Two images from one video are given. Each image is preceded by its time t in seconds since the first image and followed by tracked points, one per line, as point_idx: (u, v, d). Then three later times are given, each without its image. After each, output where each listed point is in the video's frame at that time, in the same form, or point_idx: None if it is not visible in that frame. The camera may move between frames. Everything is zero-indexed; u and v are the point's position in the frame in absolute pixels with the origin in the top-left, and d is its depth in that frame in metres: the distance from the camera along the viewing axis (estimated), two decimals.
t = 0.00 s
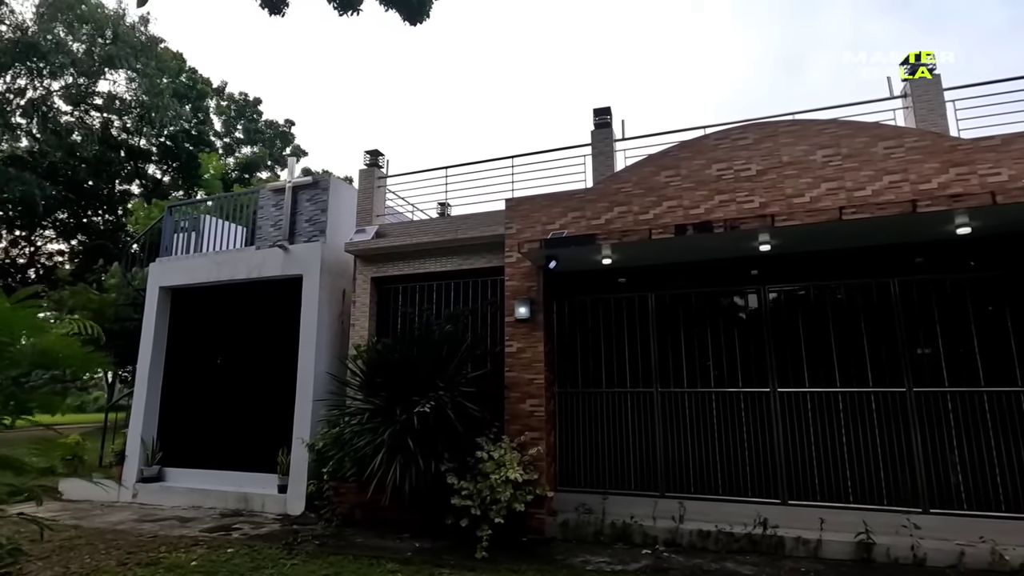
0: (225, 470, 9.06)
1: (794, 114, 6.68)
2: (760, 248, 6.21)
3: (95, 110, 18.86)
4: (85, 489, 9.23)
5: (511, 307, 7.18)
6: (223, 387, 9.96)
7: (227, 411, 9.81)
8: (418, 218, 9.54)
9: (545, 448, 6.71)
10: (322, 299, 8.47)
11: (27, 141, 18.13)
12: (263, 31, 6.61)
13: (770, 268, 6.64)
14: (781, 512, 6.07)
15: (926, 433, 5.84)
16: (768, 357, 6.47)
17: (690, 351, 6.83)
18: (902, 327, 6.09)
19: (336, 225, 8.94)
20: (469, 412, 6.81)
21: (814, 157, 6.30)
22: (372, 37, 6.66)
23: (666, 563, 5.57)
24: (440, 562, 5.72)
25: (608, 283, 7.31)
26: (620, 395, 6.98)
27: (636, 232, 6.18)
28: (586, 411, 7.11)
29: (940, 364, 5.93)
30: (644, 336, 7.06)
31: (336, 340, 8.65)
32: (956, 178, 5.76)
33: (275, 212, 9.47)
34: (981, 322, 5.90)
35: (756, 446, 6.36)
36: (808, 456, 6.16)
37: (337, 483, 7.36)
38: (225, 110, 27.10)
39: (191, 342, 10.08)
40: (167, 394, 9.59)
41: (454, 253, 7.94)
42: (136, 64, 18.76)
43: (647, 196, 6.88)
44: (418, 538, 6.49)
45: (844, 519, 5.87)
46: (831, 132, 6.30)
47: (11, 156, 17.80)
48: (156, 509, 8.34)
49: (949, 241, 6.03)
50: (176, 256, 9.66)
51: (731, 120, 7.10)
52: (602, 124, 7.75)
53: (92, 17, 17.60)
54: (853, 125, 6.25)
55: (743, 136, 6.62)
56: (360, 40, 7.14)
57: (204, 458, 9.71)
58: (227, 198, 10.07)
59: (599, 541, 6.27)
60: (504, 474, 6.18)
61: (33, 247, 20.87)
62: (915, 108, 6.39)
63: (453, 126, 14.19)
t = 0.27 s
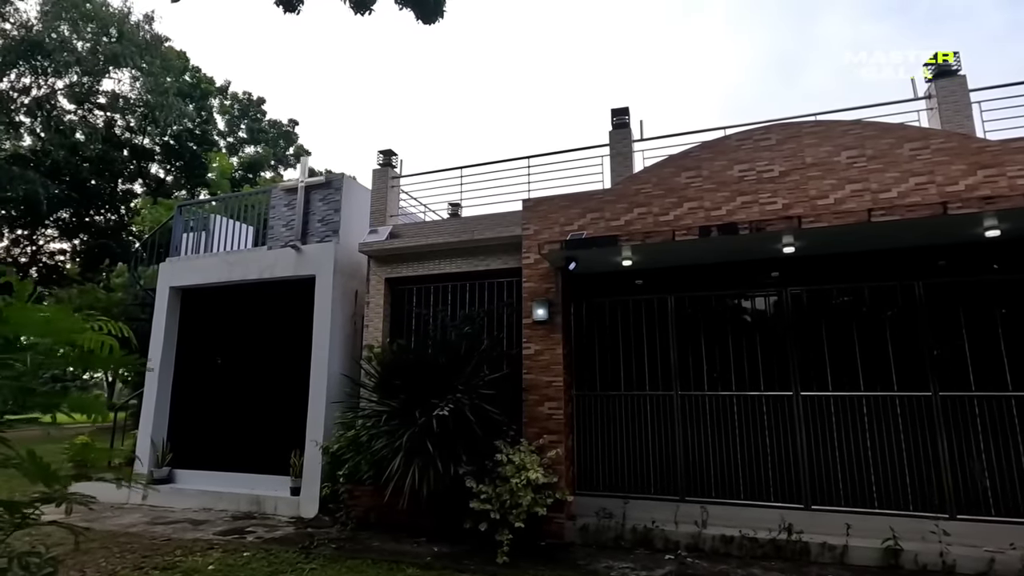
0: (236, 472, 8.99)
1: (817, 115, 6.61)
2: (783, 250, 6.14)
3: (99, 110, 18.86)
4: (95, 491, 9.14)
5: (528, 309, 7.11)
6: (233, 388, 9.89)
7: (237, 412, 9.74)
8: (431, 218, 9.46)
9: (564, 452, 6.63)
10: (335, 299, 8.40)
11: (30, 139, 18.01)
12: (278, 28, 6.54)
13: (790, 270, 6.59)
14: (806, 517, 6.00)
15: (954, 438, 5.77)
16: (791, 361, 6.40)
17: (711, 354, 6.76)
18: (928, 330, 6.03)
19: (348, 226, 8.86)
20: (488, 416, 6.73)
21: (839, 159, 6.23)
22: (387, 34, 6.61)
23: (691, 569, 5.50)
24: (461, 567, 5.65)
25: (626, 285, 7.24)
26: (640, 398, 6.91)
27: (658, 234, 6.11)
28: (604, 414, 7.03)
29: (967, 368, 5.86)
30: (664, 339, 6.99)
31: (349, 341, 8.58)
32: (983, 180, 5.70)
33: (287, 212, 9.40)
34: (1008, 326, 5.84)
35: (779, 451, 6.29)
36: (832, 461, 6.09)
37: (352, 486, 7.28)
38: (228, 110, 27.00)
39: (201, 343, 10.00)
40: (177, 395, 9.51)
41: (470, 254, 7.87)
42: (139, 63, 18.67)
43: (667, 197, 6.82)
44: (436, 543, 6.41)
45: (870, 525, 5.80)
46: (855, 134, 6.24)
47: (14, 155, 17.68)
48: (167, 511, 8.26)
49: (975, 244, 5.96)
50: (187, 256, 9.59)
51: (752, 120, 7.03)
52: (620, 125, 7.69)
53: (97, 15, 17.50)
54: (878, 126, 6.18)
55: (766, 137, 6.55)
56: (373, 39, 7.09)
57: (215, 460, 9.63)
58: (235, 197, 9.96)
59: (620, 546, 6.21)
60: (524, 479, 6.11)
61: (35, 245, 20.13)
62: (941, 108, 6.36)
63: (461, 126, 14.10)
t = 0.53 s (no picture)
0: (251, 470, 8.98)
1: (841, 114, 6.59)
2: (808, 249, 6.12)
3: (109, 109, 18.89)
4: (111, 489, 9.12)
5: (549, 308, 7.10)
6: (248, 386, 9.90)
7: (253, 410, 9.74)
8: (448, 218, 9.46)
9: (586, 451, 6.61)
10: (352, 297, 8.39)
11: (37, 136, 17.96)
12: (296, 25, 6.55)
13: (812, 270, 6.58)
14: (831, 517, 5.97)
15: (981, 439, 5.73)
16: (815, 361, 6.38)
17: (733, 354, 6.74)
18: (954, 331, 6.00)
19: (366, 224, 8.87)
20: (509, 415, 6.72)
21: (865, 158, 6.21)
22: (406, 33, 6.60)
23: (718, 568, 5.49)
24: (486, 566, 5.64)
25: (647, 285, 7.23)
26: (661, 398, 6.88)
27: (683, 233, 6.10)
28: (626, 414, 7.00)
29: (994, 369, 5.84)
30: (685, 338, 6.97)
31: (366, 339, 8.58)
32: (1012, 180, 5.67)
33: (303, 211, 9.41)
34: None
35: (803, 451, 6.27)
36: (856, 462, 6.07)
37: (371, 484, 7.26)
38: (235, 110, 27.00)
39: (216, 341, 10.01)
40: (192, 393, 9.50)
41: (489, 253, 7.87)
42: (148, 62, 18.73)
43: (690, 196, 6.80)
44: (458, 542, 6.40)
45: (898, 526, 5.76)
46: (882, 133, 6.21)
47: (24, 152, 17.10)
48: (185, 509, 8.26)
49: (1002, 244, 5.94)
50: (202, 254, 9.59)
51: (775, 120, 7.02)
52: (641, 125, 7.68)
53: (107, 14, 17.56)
54: (905, 126, 6.16)
55: (791, 136, 6.54)
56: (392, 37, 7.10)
57: (230, 457, 9.66)
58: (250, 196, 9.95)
59: (643, 546, 6.21)
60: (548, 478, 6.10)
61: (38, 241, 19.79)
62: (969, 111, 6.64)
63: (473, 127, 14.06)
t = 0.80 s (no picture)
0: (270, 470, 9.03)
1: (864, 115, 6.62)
2: (832, 250, 6.15)
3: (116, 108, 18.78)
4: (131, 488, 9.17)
5: (571, 308, 7.15)
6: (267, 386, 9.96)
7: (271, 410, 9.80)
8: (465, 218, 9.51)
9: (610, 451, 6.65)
10: (372, 298, 8.44)
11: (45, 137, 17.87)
12: (320, 28, 6.57)
13: (834, 270, 6.63)
14: (857, 516, 6.00)
15: (1006, 438, 5.77)
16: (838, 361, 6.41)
17: (755, 353, 6.78)
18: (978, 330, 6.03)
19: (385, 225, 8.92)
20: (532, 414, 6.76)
21: (889, 159, 6.23)
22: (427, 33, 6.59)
23: (746, 568, 5.53)
24: (514, 564, 5.69)
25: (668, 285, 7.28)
26: (684, 397, 6.91)
27: (708, 234, 6.13)
28: (648, 413, 7.03)
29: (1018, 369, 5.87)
30: (707, 338, 7.00)
31: (385, 339, 8.63)
32: None
33: (322, 211, 9.46)
34: None
35: (826, 450, 6.30)
36: (881, 461, 6.10)
37: (395, 484, 7.31)
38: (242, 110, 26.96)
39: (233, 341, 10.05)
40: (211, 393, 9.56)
41: (510, 254, 7.92)
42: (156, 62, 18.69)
43: (713, 197, 6.83)
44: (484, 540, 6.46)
45: (924, 525, 5.79)
46: (906, 134, 6.23)
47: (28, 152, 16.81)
48: (207, 507, 8.32)
49: None
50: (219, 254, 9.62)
51: (797, 121, 7.04)
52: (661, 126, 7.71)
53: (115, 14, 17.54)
54: (928, 127, 6.18)
55: (814, 137, 6.56)
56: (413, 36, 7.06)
57: (247, 457, 9.71)
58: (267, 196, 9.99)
59: (668, 545, 6.28)
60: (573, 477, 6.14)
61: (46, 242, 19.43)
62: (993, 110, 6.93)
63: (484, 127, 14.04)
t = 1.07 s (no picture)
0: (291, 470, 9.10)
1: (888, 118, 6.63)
2: (857, 253, 6.17)
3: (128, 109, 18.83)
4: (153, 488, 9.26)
5: (594, 310, 7.19)
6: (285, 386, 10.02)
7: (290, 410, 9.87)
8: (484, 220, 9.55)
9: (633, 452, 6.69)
10: (393, 300, 8.49)
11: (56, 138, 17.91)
12: (345, 33, 6.61)
13: (857, 273, 6.65)
14: (884, 518, 6.02)
15: None
16: (863, 363, 6.42)
17: (779, 355, 6.79)
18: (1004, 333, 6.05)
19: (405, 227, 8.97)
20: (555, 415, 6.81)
21: (914, 162, 6.24)
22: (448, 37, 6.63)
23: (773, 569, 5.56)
24: (542, 565, 5.73)
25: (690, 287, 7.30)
26: (707, 399, 6.93)
27: (733, 237, 6.16)
28: (670, 415, 7.06)
29: None
30: (730, 340, 7.01)
31: (405, 340, 8.68)
32: None
33: (341, 213, 9.54)
34: None
35: (852, 452, 6.32)
36: (907, 463, 6.12)
37: (418, 484, 7.36)
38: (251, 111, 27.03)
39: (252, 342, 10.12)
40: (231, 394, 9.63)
41: (531, 256, 7.96)
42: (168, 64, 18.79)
43: (736, 200, 6.86)
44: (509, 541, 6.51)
45: (951, 527, 5.81)
46: (931, 137, 6.24)
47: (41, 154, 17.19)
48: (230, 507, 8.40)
49: None
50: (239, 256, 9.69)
51: (820, 124, 7.06)
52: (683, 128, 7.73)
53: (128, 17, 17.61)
54: (953, 130, 6.19)
55: (838, 140, 6.58)
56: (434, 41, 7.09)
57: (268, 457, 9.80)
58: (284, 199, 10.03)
59: (693, 546, 6.31)
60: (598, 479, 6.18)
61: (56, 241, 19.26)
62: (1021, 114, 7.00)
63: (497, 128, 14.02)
